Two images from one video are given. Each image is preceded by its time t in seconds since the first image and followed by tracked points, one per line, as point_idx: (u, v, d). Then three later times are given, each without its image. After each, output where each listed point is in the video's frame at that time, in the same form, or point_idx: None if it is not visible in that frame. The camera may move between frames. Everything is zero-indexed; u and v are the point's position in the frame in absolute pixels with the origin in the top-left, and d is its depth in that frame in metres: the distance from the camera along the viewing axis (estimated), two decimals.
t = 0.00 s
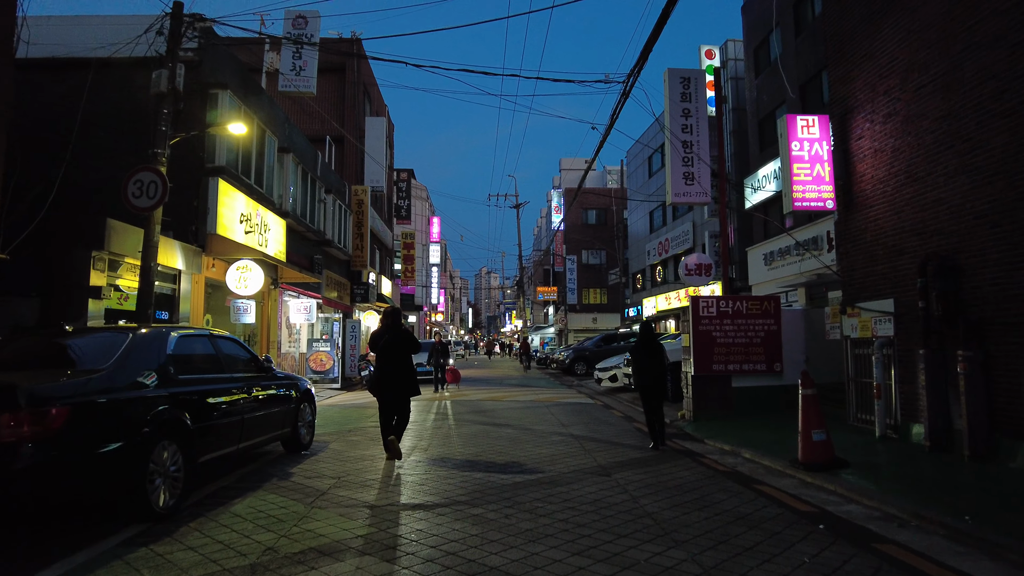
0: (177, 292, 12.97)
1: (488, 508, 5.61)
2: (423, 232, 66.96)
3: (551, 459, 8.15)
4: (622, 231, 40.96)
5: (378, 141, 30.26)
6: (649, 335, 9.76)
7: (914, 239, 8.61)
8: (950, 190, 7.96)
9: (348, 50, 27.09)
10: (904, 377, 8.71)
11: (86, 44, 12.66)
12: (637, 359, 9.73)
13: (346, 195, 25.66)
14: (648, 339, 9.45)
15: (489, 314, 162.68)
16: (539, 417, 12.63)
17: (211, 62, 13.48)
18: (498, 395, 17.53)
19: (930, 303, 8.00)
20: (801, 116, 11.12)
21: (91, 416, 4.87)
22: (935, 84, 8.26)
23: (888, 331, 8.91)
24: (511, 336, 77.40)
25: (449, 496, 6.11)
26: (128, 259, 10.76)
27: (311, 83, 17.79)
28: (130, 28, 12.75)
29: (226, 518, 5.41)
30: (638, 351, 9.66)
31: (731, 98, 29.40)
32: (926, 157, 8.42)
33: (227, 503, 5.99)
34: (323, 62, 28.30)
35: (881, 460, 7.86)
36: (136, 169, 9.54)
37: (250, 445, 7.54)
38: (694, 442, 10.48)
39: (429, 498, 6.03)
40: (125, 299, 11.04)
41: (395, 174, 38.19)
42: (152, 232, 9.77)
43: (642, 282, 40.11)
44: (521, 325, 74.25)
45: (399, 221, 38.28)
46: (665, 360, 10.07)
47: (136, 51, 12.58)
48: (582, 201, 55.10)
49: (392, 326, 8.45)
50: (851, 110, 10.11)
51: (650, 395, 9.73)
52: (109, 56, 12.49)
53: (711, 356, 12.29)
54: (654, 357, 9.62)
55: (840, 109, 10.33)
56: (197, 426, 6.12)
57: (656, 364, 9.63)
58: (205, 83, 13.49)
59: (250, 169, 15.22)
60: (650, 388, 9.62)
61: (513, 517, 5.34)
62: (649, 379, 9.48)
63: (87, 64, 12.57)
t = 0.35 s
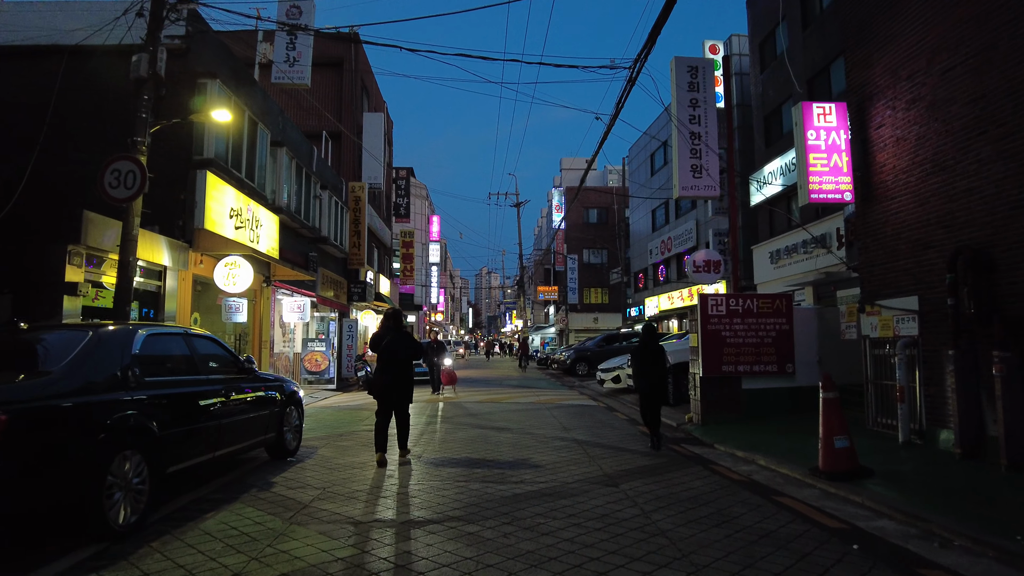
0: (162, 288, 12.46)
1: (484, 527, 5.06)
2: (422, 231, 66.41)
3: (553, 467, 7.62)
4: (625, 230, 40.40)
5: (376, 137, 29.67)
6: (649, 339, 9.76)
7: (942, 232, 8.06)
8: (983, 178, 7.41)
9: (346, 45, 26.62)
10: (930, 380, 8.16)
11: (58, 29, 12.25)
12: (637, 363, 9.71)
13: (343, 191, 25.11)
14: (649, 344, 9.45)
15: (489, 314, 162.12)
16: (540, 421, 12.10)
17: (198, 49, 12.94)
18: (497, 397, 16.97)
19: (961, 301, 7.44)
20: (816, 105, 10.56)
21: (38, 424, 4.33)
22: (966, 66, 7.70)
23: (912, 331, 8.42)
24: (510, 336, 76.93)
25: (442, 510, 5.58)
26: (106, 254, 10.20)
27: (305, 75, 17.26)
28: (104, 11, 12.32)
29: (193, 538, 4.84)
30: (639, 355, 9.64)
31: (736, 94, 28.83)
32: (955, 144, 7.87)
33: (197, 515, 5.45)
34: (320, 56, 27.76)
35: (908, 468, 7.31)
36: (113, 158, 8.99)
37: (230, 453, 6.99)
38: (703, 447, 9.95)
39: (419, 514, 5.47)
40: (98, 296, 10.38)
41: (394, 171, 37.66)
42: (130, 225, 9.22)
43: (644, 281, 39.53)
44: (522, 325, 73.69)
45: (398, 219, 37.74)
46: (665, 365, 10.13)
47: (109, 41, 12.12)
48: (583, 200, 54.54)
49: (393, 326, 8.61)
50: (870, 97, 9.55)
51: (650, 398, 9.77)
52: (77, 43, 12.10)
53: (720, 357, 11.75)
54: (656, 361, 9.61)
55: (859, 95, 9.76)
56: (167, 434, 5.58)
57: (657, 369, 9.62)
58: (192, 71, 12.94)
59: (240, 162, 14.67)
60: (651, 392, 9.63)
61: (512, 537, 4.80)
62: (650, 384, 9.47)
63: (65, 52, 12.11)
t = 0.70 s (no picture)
0: (155, 287, 11.98)
1: (492, 552, 4.54)
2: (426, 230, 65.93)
3: (563, 478, 7.10)
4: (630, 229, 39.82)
5: (380, 133, 29.06)
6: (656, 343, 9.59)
7: (981, 226, 7.52)
8: None
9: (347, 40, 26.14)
10: (968, 385, 7.61)
11: (34, 17, 11.84)
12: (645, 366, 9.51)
13: (345, 189, 24.61)
14: (654, 345, 9.23)
15: (493, 314, 161.59)
16: (548, 426, 11.57)
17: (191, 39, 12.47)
18: (503, 399, 16.43)
19: (1003, 300, 6.91)
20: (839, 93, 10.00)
21: None
22: (1006, 48, 7.18)
23: (946, 333, 7.88)
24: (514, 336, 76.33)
25: (446, 531, 5.07)
26: (93, 251, 9.73)
27: (304, 68, 16.77)
28: None
29: (169, 564, 4.33)
30: (644, 357, 9.42)
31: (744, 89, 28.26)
32: (995, 132, 7.33)
33: (175, 536, 4.95)
34: (322, 53, 27.30)
35: (948, 480, 6.78)
36: (98, 150, 8.50)
37: (217, 464, 6.48)
38: (720, 454, 9.43)
39: (420, 535, 4.96)
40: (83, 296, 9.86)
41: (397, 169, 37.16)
42: (116, 220, 8.73)
43: (651, 281, 38.92)
44: (526, 325, 73.11)
45: (401, 217, 37.25)
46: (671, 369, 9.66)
47: (90, 30, 11.72)
48: (587, 199, 53.99)
49: (404, 327, 8.24)
50: (898, 85, 9.02)
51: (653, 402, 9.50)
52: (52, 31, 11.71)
53: (737, 360, 11.22)
54: (662, 364, 9.31)
55: (885, 84, 9.23)
56: (143, 446, 5.09)
57: (663, 372, 9.39)
58: (186, 63, 12.47)
59: (236, 157, 14.21)
60: (656, 396, 9.39)
61: (524, 564, 4.29)
62: (656, 390, 9.26)
63: (56, 42, 11.76)
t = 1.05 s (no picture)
0: (155, 285, 11.55)
1: None
2: (436, 229, 65.50)
3: (583, 488, 6.56)
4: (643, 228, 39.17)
5: (389, 130, 28.60)
6: (670, 344, 9.13)
7: None
8: None
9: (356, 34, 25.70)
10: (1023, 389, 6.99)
11: (20, 5, 11.57)
12: (664, 368, 9.00)
13: (353, 186, 24.16)
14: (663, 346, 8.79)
15: (503, 314, 161.08)
16: (563, 430, 11.00)
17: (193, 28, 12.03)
18: (514, 401, 15.88)
19: None
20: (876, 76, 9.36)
21: None
22: None
23: (997, 332, 7.29)
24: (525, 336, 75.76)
25: (456, 554, 4.54)
26: (86, 247, 9.30)
27: (311, 61, 16.33)
28: None
29: None
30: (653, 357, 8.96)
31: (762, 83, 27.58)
32: None
33: (155, 557, 4.45)
34: (331, 48, 26.90)
35: (1004, 494, 6.18)
36: (88, 138, 8.04)
37: (208, 474, 5.96)
38: (747, 462, 8.86)
39: (426, 558, 4.43)
40: (77, 292, 9.42)
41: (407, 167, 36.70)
42: (109, 212, 8.27)
43: (664, 280, 38.23)
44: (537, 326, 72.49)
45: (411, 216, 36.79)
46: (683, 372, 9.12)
47: (76, 18, 11.38)
48: (599, 198, 53.36)
49: (417, 327, 7.72)
50: (941, 67, 8.40)
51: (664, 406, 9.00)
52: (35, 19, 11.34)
53: (762, 361, 10.62)
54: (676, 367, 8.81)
55: (927, 66, 8.62)
56: (120, 457, 4.59)
57: (677, 374, 8.88)
58: (187, 52, 12.04)
59: (240, 150, 13.83)
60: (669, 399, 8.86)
61: None
62: (671, 393, 8.78)
63: (57, 31, 11.39)
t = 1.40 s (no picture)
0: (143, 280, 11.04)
1: None
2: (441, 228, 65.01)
3: (595, 496, 6.02)
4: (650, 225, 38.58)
5: (392, 124, 28.11)
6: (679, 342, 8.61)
7: None
8: None
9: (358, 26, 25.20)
10: None
11: None
12: (679, 365, 8.45)
13: (356, 181, 23.68)
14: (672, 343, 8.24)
15: (509, 313, 160.59)
16: (572, 432, 10.44)
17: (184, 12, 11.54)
18: (520, 401, 15.34)
19: None
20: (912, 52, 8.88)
21: None
22: None
23: None
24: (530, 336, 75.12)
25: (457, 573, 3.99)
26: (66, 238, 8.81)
27: (309, 50, 15.82)
28: None
29: None
30: (660, 354, 8.43)
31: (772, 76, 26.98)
32: None
33: None
34: (332, 42, 26.42)
35: None
36: (65, 120, 7.54)
37: (185, 481, 5.41)
38: (768, 465, 8.30)
39: None
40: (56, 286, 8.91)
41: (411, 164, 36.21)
42: (88, 201, 7.78)
43: (671, 278, 37.62)
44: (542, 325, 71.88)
45: (415, 213, 36.28)
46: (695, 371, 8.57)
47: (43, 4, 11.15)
48: (605, 195, 52.75)
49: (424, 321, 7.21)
50: (977, 42, 7.83)
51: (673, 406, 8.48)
52: None
53: (782, 358, 10.05)
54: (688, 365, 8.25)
55: (962, 42, 8.04)
56: (77, 464, 4.05)
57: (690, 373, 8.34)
58: (178, 37, 11.55)
59: (234, 141, 13.30)
60: (679, 399, 8.32)
61: None
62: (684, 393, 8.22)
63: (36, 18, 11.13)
